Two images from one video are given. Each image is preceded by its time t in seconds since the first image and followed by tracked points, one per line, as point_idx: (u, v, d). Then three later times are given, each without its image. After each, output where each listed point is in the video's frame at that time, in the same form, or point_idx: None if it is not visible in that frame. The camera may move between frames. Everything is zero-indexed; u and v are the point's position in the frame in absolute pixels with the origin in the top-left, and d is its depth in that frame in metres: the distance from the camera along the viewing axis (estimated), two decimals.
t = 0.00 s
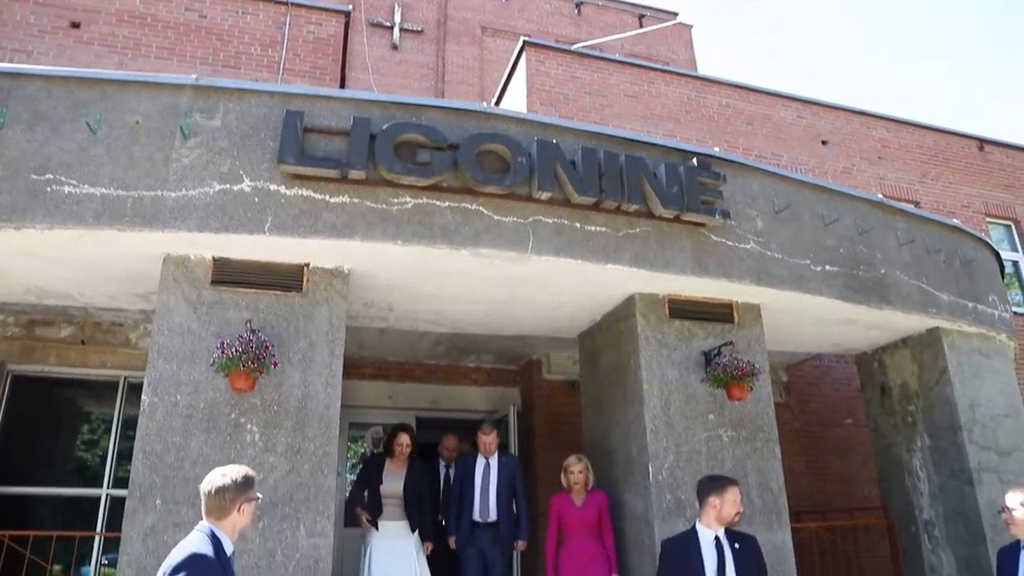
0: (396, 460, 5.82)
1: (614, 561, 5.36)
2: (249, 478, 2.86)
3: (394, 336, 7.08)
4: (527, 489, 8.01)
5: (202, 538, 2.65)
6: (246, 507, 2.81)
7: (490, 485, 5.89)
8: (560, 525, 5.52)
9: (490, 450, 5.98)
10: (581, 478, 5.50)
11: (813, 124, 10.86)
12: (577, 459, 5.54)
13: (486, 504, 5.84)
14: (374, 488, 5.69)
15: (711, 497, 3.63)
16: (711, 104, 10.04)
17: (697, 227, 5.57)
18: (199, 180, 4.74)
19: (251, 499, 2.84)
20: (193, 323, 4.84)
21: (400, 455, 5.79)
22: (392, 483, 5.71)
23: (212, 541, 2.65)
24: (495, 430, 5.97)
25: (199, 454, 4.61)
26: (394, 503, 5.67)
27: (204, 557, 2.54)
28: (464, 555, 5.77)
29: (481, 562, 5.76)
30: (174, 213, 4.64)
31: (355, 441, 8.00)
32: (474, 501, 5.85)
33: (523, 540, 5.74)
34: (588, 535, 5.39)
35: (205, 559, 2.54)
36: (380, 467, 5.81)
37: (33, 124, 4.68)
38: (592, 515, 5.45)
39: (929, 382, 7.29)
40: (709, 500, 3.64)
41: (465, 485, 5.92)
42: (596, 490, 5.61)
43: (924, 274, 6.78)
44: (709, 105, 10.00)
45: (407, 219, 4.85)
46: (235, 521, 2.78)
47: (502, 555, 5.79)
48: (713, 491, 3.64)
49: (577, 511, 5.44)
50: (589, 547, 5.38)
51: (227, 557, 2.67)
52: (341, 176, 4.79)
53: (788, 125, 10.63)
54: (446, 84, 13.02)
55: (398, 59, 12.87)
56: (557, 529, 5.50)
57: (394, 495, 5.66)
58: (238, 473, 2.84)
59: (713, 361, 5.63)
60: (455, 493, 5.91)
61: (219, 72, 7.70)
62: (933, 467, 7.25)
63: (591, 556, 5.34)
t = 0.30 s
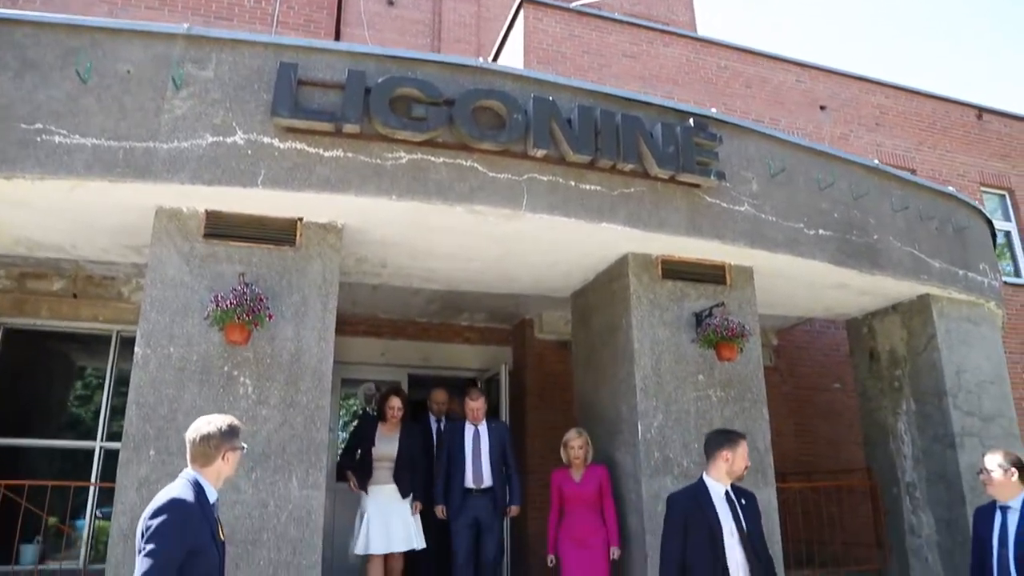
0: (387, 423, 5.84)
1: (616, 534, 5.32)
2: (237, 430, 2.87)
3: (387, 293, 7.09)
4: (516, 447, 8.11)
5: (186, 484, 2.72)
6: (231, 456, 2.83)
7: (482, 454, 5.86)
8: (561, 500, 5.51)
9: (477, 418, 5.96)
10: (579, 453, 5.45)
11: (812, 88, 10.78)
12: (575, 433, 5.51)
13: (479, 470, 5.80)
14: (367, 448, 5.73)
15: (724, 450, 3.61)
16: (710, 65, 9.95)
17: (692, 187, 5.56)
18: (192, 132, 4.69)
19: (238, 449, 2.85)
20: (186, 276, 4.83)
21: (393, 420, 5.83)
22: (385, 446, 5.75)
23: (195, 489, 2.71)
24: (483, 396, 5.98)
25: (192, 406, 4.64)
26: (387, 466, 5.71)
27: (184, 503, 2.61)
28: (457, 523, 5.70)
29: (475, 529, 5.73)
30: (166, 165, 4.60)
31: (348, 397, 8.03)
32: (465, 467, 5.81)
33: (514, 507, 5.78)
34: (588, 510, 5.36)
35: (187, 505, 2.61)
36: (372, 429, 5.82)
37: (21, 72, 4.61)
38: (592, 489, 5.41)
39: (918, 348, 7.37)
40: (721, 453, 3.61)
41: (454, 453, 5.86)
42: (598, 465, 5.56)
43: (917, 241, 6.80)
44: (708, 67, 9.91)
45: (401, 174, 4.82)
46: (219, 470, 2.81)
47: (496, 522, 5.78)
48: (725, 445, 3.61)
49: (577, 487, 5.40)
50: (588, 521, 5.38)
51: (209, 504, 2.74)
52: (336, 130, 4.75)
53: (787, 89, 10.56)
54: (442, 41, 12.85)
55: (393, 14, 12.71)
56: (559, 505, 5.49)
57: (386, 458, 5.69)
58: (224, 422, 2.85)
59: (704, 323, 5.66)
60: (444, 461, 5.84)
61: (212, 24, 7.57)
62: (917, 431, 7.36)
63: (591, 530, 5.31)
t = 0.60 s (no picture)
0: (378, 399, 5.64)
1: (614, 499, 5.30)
2: (212, 385, 2.72)
3: (380, 257, 7.08)
4: (509, 411, 8.18)
5: (160, 443, 2.60)
6: (207, 411, 2.70)
7: (471, 431, 5.63)
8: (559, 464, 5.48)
9: (468, 395, 5.70)
10: (579, 418, 5.38)
11: (809, 54, 10.71)
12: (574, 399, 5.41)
13: (468, 448, 5.57)
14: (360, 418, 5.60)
15: (727, 412, 3.48)
16: (707, 30, 9.87)
17: (686, 151, 5.55)
18: (183, 92, 4.64)
19: (214, 401, 2.71)
20: (179, 238, 4.82)
21: (384, 393, 5.65)
22: (375, 422, 5.52)
23: (167, 447, 2.58)
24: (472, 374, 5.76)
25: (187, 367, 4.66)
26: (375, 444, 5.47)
27: (156, 462, 2.49)
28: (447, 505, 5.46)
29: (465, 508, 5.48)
30: (158, 125, 4.56)
31: (343, 361, 8.07)
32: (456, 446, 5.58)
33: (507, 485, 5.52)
34: (586, 474, 5.33)
35: (158, 465, 2.49)
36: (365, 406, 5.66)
37: (8, 29, 4.54)
38: (591, 455, 5.36)
39: (908, 315, 7.42)
40: (724, 415, 3.49)
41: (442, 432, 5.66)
42: (597, 431, 5.50)
43: (910, 208, 6.82)
44: (704, 31, 9.83)
45: (394, 136, 4.79)
46: (194, 426, 2.68)
47: (490, 501, 5.52)
48: (729, 407, 3.48)
49: (574, 451, 5.36)
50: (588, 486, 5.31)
51: (186, 464, 2.63)
52: (329, 90, 4.71)
53: (783, 55, 10.48)
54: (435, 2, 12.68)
55: None
56: (557, 468, 5.46)
57: (377, 435, 5.46)
58: (199, 376, 2.71)
59: (697, 287, 5.70)
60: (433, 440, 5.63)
61: None
62: (905, 396, 7.45)
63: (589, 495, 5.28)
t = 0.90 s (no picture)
0: (374, 364, 5.59)
1: (611, 477, 5.27)
2: (148, 345, 2.60)
3: (374, 221, 7.07)
4: (505, 375, 8.23)
5: (118, 403, 2.57)
6: (142, 365, 2.61)
7: (474, 407, 5.46)
8: (553, 442, 5.35)
9: (474, 365, 5.51)
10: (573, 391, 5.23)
11: (805, 16, 10.61)
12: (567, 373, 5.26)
13: (469, 425, 5.42)
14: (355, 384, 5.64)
15: (728, 367, 3.43)
16: None
17: (681, 113, 5.53)
18: (172, 55, 4.59)
19: (152, 355, 2.60)
20: (172, 203, 4.80)
21: (379, 359, 5.56)
22: (368, 390, 5.46)
23: (123, 408, 2.55)
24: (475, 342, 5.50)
25: (183, 332, 4.67)
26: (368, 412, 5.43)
27: (108, 420, 2.46)
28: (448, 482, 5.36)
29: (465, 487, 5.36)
30: (148, 89, 4.51)
31: (339, 329, 8.12)
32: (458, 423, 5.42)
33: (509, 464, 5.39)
34: (585, 451, 5.25)
35: (110, 424, 2.45)
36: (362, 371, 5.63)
37: None
38: (589, 431, 5.30)
39: (901, 277, 7.46)
40: (725, 371, 3.43)
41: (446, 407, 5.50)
42: (591, 407, 5.44)
43: (905, 170, 6.81)
44: None
45: (387, 98, 4.75)
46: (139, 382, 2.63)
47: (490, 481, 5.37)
48: (732, 362, 3.42)
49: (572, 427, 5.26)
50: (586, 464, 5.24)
51: (141, 425, 2.56)
52: (320, 52, 4.66)
53: (780, 17, 10.39)
54: None
55: None
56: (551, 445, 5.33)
57: (370, 401, 5.43)
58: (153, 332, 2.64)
59: (692, 249, 5.71)
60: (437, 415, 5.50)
61: None
62: (897, 358, 7.51)
63: (588, 472, 5.22)
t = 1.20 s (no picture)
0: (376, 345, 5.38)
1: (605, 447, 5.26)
2: (109, 306, 2.63)
3: (368, 189, 7.04)
4: (501, 341, 8.27)
5: (76, 366, 2.63)
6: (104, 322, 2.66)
7: (488, 377, 5.38)
8: (547, 412, 5.30)
9: (487, 334, 5.43)
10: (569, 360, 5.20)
11: None
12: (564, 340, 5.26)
13: (483, 395, 5.32)
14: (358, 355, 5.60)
15: (739, 324, 3.42)
16: None
17: (675, 76, 5.49)
18: (160, 20, 4.52)
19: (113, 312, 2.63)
20: (164, 171, 4.77)
21: (380, 339, 5.34)
22: (366, 372, 5.28)
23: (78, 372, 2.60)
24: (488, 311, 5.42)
25: (178, 300, 4.68)
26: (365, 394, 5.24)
27: (57, 385, 2.53)
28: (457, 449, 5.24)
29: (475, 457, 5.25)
30: (136, 56, 4.45)
31: (335, 299, 8.14)
32: (471, 391, 5.33)
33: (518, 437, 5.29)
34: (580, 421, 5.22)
35: (56, 390, 2.52)
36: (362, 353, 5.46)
37: None
38: (584, 401, 5.26)
39: (896, 240, 7.47)
40: (736, 327, 3.43)
41: (457, 376, 5.40)
42: (586, 377, 5.40)
43: (900, 132, 6.79)
44: None
45: (378, 62, 4.71)
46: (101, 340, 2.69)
47: (498, 452, 5.28)
48: (743, 317, 3.42)
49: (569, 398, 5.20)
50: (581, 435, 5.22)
51: (91, 389, 2.58)
52: (310, 17, 4.61)
53: None
54: None
55: None
56: (546, 416, 5.28)
57: (367, 386, 5.24)
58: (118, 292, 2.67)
59: (687, 213, 5.70)
60: (446, 384, 5.41)
61: None
62: (891, 320, 7.56)
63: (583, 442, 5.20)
